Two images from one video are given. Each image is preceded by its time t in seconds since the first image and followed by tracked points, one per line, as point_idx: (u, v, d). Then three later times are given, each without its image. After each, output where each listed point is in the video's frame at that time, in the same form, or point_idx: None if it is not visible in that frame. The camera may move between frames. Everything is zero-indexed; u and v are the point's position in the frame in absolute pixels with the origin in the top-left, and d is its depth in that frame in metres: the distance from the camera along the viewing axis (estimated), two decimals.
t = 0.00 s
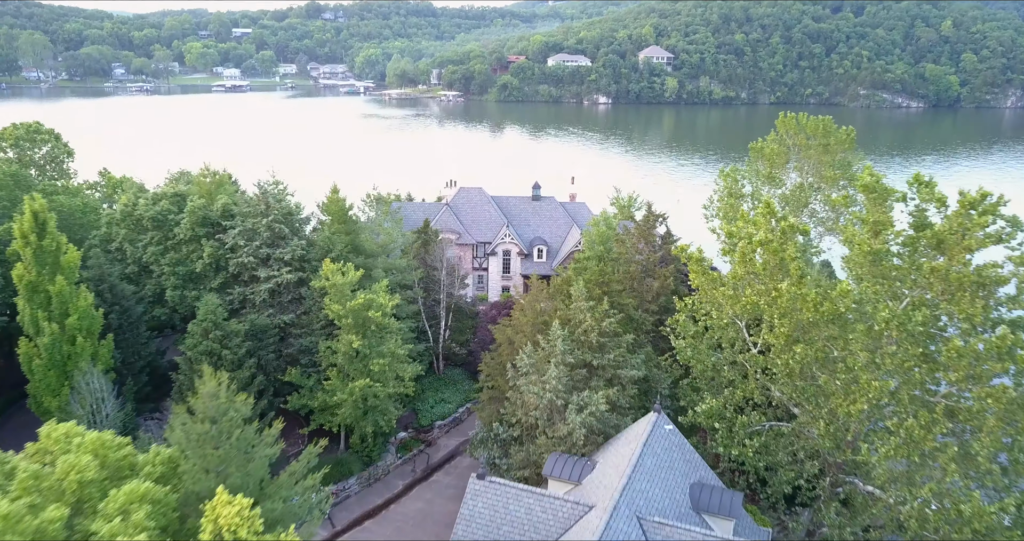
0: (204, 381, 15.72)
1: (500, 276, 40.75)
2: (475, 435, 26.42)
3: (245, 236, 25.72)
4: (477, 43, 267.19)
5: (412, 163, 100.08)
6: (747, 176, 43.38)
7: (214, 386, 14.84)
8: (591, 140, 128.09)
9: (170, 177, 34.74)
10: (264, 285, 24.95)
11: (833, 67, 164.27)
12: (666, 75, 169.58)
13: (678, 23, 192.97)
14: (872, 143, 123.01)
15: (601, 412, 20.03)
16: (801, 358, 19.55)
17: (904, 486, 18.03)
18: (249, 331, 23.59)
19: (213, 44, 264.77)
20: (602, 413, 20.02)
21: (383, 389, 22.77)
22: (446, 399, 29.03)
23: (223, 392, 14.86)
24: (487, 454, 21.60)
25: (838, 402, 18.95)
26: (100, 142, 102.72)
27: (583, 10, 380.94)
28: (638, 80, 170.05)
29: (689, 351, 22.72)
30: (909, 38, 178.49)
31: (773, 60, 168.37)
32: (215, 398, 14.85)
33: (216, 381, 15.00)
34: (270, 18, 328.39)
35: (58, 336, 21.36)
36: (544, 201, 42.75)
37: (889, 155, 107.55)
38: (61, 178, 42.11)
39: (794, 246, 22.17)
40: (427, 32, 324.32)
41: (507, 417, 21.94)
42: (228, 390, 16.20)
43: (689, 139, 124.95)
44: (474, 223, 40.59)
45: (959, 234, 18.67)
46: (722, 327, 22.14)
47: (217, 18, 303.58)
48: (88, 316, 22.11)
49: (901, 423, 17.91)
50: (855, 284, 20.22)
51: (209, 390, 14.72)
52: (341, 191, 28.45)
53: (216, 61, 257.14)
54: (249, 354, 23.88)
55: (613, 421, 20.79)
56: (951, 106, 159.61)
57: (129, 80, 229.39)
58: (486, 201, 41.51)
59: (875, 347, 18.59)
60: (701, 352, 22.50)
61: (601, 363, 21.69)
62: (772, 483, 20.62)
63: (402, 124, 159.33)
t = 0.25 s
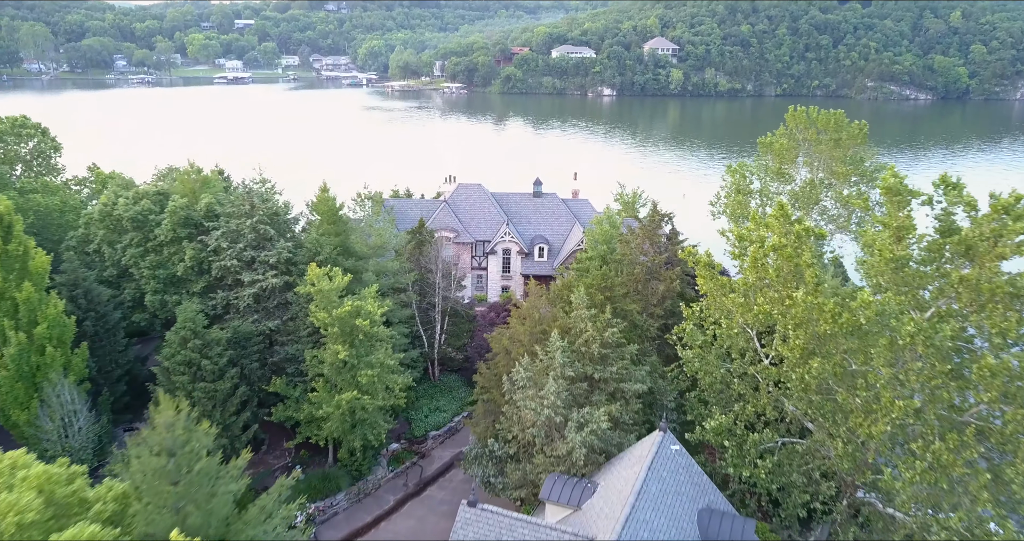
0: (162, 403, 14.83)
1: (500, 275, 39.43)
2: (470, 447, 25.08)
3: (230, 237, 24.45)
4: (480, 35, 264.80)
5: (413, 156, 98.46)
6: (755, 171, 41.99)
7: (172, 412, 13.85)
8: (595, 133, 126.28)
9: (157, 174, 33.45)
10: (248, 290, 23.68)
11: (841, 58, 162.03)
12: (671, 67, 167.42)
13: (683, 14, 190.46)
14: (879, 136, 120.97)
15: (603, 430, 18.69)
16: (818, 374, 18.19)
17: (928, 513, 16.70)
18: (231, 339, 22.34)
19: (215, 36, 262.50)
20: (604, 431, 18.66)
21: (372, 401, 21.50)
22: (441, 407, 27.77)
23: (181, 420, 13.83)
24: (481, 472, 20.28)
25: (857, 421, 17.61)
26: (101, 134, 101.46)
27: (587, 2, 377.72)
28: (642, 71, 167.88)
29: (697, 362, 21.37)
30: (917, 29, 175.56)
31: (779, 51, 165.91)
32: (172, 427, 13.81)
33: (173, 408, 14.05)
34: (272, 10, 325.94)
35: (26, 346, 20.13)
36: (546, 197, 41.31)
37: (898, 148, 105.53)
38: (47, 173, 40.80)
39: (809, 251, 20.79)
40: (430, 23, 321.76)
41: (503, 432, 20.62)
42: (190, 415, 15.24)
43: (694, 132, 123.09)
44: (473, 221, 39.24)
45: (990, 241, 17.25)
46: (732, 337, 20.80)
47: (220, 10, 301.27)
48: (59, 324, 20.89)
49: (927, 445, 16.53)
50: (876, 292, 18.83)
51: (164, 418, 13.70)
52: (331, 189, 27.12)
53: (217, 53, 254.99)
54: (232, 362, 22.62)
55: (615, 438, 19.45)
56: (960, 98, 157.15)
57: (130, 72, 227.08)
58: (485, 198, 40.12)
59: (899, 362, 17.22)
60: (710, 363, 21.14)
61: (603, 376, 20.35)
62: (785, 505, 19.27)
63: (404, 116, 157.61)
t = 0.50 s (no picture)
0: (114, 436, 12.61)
1: (499, 277, 38.17)
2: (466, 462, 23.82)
3: (211, 242, 23.23)
4: (484, 27, 262.37)
5: (415, 150, 97.09)
6: (764, 169, 40.53)
7: (122, 449, 12.10)
8: (600, 127, 124.62)
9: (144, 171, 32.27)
10: (231, 298, 22.49)
11: (848, 50, 159.21)
12: (676, 60, 165.25)
13: (689, 6, 187.97)
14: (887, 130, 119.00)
15: (605, 452, 17.44)
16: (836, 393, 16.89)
17: None
18: (212, 350, 21.15)
19: (218, 28, 260.82)
20: (606, 453, 17.38)
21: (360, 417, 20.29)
22: (436, 418, 26.57)
23: (132, 458, 12.12)
24: (475, 493, 19.20)
25: (877, 442, 16.38)
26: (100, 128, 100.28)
27: None
28: (647, 64, 165.85)
29: (705, 376, 20.11)
30: (926, 21, 172.51)
31: (786, 43, 163.36)
32: (121, 466, 12.09)
33: (125, 443, 12.28)
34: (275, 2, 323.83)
35: None
36: (548, 195, 39.99)
37: (906, 143, 103.58)
38: (35, 170, 39.67)
39: (824, 258, 19.50)
40: (434, 16, 319.21)
41: (498, 451, 19.37)
42: (149, 447, 13.18)
43: (700, 126, 121.34)
44: (471, 221, 37.96)
45: None
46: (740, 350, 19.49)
47: (223, 2, 299.50)
48: (27, 335, 19.77)
49: (953, 473, 15.28)
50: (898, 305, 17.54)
51: (111, 456, 12.01)
52: (320, 189, 25.86)
53: (220, 46, 253.26)
54: (213, 374, 21.45)
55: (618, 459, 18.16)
56: (970, 91, 154.70)
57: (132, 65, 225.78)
58: (484, 196, 38.80)
59: (923, 382, 15.95)
60: (718, 377, 19.88)
61: (605, 392, 19.05)
62: (798, 531, 18.08)
63: (407, 110, 156.17)
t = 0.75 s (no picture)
0: (53, 480, 13.73)
1: (499, 277, 36.98)
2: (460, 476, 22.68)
3: (192, 245, 22.08)
4: (488, 18, 259.84)
5: (416, 142, 95.69)
6: (773, 165, 39.09)
7: (62, 497, 13.24)
8: (603, 119, 122.90)
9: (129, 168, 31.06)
10: (212, 305, 21.33)
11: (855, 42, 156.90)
12: (682, 51, 162.96)
13: None
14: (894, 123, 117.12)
15: (606, 476, 16.24)
16: (856, 413, 15.71)
17: None
18: (189, 361, 19.99)
19: (220, 20, 258.79)
20: (607, 477, 16.20)
21: (347, 433, 19.15)
22: (431, 428, 25.40)
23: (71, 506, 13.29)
24: (468, 516, 18.10)
25: (898, 466, 15.23)
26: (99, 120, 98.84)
27: None
28: (652, 56, 163.71)
29: (713, 390, 18.88)
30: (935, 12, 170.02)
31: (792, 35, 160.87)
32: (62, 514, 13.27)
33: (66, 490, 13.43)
34: None
35: None
36: (549, 192, 38.66)
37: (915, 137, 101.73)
38: (21, 167, 38.49)
39: (841, 266, 18.24)
40: (437, 7, 316.41)
41: (492, 471, 18.23)
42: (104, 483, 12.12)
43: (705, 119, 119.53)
44: (469, 219, 36.72)
45: None
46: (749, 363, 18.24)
47: None
48: None
49: (986, 504, 14.05)
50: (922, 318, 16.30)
51: (52, 504, 13.12)
52: (308, 189, 24.61)
53: (222, 38, 251.06)
54: (192, 386, 20.33)
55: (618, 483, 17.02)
56: (979, 83, 152.52)
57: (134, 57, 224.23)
58: (484, 193, 37.55)
59: (951, 404, 14.70)
60: (728, 392, 18.65)
61: (606, 409, 17.84)
62: None
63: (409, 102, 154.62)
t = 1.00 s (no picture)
0: None
1: (497, 277, 35.85)
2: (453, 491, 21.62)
3: (171, 249, 20.95)
4: (492, 10, 257.43)
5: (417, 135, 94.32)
6: (782, 162, 37.72)
7: None
8: (607, 112, 121.21)
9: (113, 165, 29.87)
10: (191, 312, 20.23)
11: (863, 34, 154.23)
12: (687, 43, 160.83)
13: None
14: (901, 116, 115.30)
15: (606, 501, 15.12)
16: (876, 437, 14.57)
17: None
18: (166, 372, 18.88)
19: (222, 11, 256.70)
20: (608, 502, 15.08)
21: (332, 450, 18.07)
22: (424, 439, 24.32)
23: None
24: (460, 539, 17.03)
25: (923, 494, 14.08)
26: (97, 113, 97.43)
27: None
28: (657, 48, 161.58)
29: (722, 406, 17.73)
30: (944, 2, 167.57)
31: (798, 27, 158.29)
32: None
33: None
34: None
35: None
36: (550, 189, 37.40)
37: (923, 130, 99.98)
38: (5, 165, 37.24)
39: (859, 274, 17.08)
40: None
41: (485, 493, 17.14)
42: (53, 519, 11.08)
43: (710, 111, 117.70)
44: (466, 218, 35.56)
45: None
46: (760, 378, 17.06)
47: None
48: None
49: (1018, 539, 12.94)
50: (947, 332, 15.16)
51: None
52: (296, 189, 23.48)
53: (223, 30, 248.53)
54: (171, 399, 19.27)
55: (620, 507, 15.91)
56: (987, 75, 150.38)
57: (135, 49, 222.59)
58: (482, 191, 36.36)
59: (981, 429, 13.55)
60: (738, 409, 17.50)
61: (607, 428, 16.70)
62: None
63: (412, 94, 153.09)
